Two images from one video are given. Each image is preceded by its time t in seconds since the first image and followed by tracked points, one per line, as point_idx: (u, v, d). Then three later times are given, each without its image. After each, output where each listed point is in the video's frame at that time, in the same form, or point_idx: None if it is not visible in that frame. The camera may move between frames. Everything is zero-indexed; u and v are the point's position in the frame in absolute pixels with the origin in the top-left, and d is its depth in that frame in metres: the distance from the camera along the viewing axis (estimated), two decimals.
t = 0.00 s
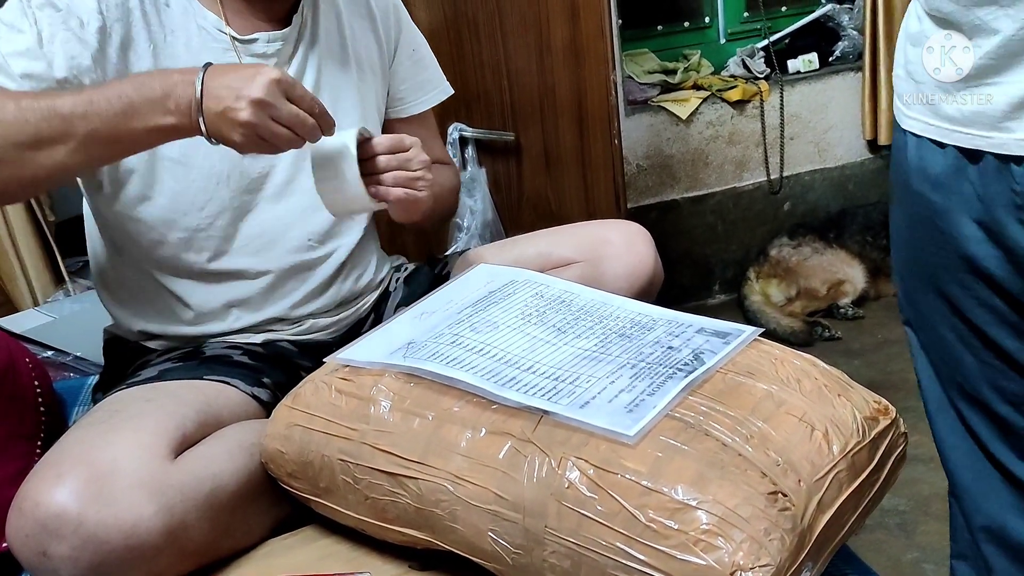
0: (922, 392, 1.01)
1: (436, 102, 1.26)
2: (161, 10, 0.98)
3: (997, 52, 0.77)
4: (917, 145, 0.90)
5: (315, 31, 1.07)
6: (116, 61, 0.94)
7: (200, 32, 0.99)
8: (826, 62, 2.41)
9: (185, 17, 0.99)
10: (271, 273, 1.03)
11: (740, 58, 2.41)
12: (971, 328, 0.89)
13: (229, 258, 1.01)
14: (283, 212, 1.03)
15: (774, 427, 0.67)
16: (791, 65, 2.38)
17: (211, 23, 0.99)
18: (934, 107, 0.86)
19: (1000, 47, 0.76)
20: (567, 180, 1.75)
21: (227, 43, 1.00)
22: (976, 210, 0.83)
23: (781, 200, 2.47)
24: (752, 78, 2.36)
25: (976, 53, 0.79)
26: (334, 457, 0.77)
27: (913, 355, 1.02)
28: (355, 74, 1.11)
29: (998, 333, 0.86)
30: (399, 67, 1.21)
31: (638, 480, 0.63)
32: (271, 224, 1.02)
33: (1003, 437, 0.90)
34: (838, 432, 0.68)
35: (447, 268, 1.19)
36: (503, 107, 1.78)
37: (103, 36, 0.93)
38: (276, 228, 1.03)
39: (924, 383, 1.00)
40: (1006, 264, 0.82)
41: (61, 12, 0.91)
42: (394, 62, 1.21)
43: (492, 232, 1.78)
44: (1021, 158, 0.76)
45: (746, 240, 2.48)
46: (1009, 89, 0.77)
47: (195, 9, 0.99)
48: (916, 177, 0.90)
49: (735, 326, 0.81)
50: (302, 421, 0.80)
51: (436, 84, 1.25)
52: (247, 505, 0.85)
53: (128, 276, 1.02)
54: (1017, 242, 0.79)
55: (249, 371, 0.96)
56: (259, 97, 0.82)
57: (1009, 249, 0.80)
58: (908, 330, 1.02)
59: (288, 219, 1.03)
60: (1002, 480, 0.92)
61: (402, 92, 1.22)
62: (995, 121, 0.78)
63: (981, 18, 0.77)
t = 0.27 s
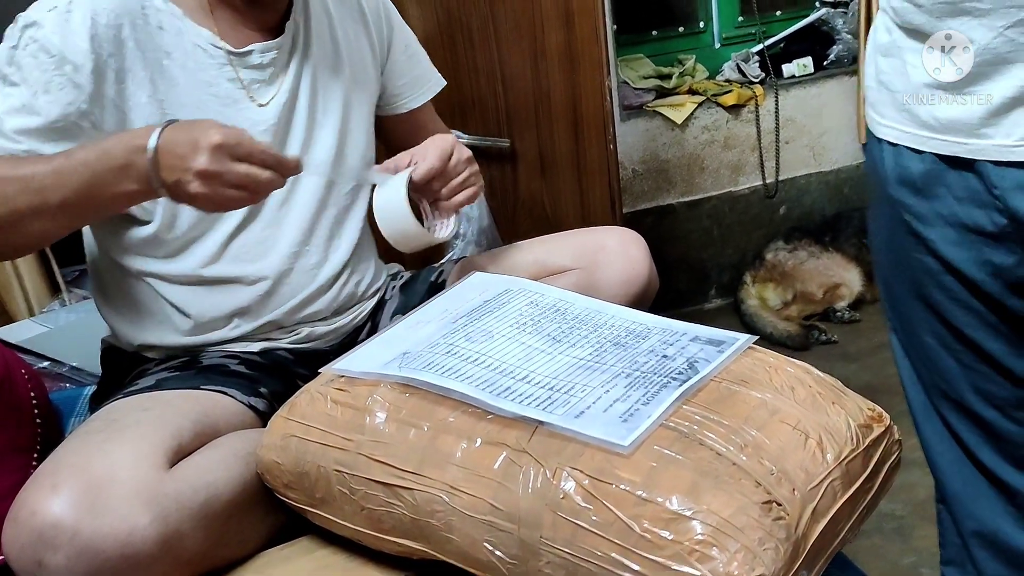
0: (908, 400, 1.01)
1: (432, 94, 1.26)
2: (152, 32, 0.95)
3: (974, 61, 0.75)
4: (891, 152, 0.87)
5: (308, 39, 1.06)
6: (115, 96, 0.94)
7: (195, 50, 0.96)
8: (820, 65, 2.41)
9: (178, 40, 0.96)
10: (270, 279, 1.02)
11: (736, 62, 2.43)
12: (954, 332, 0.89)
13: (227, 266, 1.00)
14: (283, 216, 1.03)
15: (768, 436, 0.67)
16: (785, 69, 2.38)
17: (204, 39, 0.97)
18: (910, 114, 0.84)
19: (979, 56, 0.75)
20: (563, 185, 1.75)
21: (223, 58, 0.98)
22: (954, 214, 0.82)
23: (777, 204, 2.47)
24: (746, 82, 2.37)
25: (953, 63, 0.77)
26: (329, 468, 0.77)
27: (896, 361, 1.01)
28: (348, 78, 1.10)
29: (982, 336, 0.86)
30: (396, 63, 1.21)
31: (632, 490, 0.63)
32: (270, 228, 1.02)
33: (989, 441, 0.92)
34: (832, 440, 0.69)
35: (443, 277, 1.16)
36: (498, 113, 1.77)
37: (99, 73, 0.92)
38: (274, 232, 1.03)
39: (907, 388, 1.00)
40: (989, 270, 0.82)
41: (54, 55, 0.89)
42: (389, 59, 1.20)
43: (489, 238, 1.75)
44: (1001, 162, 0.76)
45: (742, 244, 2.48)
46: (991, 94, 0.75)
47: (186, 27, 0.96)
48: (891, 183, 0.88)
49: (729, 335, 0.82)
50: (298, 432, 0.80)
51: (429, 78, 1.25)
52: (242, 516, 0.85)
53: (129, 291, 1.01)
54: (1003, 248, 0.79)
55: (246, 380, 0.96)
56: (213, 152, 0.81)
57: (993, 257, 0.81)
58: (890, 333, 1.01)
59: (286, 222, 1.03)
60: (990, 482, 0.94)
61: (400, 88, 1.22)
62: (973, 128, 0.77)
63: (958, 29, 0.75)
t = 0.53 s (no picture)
0: (895, 405, 1.00)
1: (412, 91, 1.25)
2: (117, 62, 0.93)
3: (960, 70, 0.75)
4: (877, 162, 0.87)
5: (277, 48, 1.05)
6: (86, 135, 0.93)
7: (163, 76, 0.95)
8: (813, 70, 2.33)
9: (144, 68, 0.95)
10: (255, 295, 1.02)
11: (728, 68, 2.37)
12: (941, 339, 0.89)
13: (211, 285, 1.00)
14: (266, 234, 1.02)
15: (761, 448, 0.67)
16: (777, 74, 2.32)
17: (169, 63, 0.95)
18: (893, 125, 0.84)
19: (965, 64, 0.75)
20: (556, 192, 1.74)
21: (192, 82, 0.97)
22: (943, 223, 0.82)
23: (771, 209, 2.41)
24: (739, 88, 2.30)
25: (942, 70, 0.77)
26: (322, 483, 0.77)
27: (881, 368, 1.01)
28: (320, 80, 1.09)
29: (969, 342, 0.87)
30: (372, 63, 1.20)
31: (625, 504, 0.63)
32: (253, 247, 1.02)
33: (976, 445, 0.92)
34: (825, 451, 0.69)
35: (434, 286, 1.14)
36: (491, 120, 1.75)
37: (68, 113, 0.90)
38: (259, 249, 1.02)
39: (894, 394, 0.99)
40: (976, 276, 0.83)
41: (20, 101, 0.87)
42: (366, 59, 1.19)
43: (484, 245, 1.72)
44: (988, 171, 0.76)
45: (734, 249, 2.42)
46: (976, 103, 0.76)
47: (151, 53, 0.95)
48: (878, 193, 0.88)
49: (720, 345, 0.82)
50: (290, 447, 0.80)
51: (407, 73, 1.24)
52: (235, 531, 0.84)
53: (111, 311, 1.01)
54: (991, 255, 0.80)
55: (237, 395, 0.95)
56: (174, 265, 0.81)
57: (981, 264, 0.81)
58: (875, 340, 1.01)
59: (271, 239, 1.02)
60: (981, 488, 0.94)
61: (380, 89, 1.22)
62: (960, 137, 0.77)
63: (944, 38, 0.76)
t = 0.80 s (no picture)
0: (882, 411, 1.01)
1: (391, 85, 1.20)
2: (80, 92, 0.92)
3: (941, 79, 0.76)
4: (860, 170, 0.88)
5: (241, 62, 1.03)
6: (60, 167, 0.91)
7: (128, 102, 0.93)
8: (803, 75, 2.32)
9: (109, 96, 0.93)
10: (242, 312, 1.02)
11: (718, 74, 2.34)
12: (927, 345, 0.90)
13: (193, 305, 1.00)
14: (249, 249, 1.01)
15: (750, 455, 0.68)
16: (769, 80, 2.30)
17: (134, 90, 0.93)
18: (876, 133, 0.84)
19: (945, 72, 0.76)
20: (548, 200, 1.72)
21: (157, 107, 0.94)
22: (926, 230, 0.83)
23: (762, 214, 2.40)
24: (730, 94, 2.29)
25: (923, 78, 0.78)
26: (314, 494, 0.77)
27: (868, 374, 1.01)
28: (289, 90, 1.07)
29: (953, 346, 0.88)
30: (345, 64, 1.16)
31: (614, 513, 0.63)
32: (235, 265, 1.01)
33: (962, 449, 0.93)
34: (814, 458, 0.69)
35: (425, 295, 1.14)
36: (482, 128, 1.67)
37: (40, 149, 0.89)
38: (241, 267, 1.01)
39: (880, 400, 1.00)
40: (960, 282, 0.84)
41: None
42: (338, 62, 1.16)
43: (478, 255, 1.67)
44: (970, 179, 0.77)
45: (727, 253, 2.42)
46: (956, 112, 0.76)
47: (114, 81, 0.93)
48: (862, 200, 0.89)
49: (710, 352, 0.82)
50: (282, 459, 0.80)
51: (385, 69, 1.19)
52: (227, 543, 0.84)
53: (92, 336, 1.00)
54: (976, 261, 0.81)
55: (228, 407, 0.96)
56: (168, 340, 0.79)
57: (965, 269, 0.82)
58: (861, 345, 1.01)
59: (255, 254, 1.02)
60: (969, 493, 0.94)
61: (355, 90, 1.18)
62: (941, 145, 0.78)
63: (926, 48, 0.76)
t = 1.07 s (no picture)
0: (867, 423, 1.02)
1: (368, 89, 1.19)
2: (47, 124, 0.90)
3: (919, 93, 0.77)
4: (841, 183, 0.89)
5: (208, 83, 1.02)
6: (32, 202, 0.90)
7: (96, 132, 0.93)
8: (793, 82, 2.32)
9: (75, 125, 0.92)
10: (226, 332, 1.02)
11: (709, 80, 2.34)
12: (911, 357, 0.91)
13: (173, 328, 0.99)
14: (233, 268, 1.02)
15: (733, 471, 0.68)
16: (759, 87, 2.30)
17: (101, 118, 0.93)
18: (856, 147, 0.85)
19: (922, 87, 0.76)
20: (539, 209, 1.72)
21: (124, 135, 0.94)
22: (908, 243, 0.84)
23: (754, 220, 2.40)
24: (721, 101, 2.30)
25: (902, 92, 0.78)
26: (298, 511, 0.77)
27: (853, 386, 1.02)
28: (260, 106, 1.06)
29: (937, 359, 0.88)
30: (318, 73, 1.15)
31: (597, 530, 0.63)
32: (215, 286, 1.01)
33: (948, 461, 0.93)
34: (797, 472, 0.69)
35: (411, 307, 1.14)
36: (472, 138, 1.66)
37: (11, 184, 0.88)
38: (222, 288, 1.01)
39: (865, 412, 1.01)
40: (942, 295, 0.84)
41: None
42: (311, 71, 1.15)
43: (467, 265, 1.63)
44: (950, 193, 0.77)
45: (720, 260, 2.42)
46: (935, 126, 0.77)
47: (80, 111, 0.92)
48: (844, 214, 0.89)
49: (695, 366, 0.82)
50: (267, 475, 0.80)
51: (361, 71, 1.18)
52: (211, 561, 0.85)
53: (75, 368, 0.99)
54: (957, 274, 0.81)
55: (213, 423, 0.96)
56: (175, 400, 0.79)
57: (948, 283, 0.83)
58: (845, 357, 1.02)
59: (237, 275, 1.02)
60: (955, 504, 0.94)
61: (330, 97, 1.17)
62: (922, 159, 0.78)
63: (906, 61, 0.77)
